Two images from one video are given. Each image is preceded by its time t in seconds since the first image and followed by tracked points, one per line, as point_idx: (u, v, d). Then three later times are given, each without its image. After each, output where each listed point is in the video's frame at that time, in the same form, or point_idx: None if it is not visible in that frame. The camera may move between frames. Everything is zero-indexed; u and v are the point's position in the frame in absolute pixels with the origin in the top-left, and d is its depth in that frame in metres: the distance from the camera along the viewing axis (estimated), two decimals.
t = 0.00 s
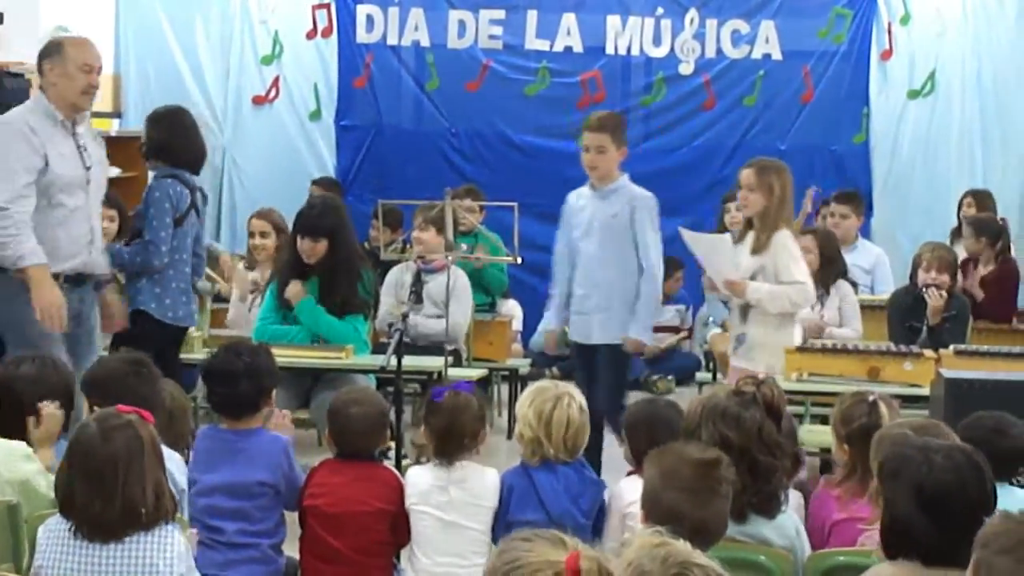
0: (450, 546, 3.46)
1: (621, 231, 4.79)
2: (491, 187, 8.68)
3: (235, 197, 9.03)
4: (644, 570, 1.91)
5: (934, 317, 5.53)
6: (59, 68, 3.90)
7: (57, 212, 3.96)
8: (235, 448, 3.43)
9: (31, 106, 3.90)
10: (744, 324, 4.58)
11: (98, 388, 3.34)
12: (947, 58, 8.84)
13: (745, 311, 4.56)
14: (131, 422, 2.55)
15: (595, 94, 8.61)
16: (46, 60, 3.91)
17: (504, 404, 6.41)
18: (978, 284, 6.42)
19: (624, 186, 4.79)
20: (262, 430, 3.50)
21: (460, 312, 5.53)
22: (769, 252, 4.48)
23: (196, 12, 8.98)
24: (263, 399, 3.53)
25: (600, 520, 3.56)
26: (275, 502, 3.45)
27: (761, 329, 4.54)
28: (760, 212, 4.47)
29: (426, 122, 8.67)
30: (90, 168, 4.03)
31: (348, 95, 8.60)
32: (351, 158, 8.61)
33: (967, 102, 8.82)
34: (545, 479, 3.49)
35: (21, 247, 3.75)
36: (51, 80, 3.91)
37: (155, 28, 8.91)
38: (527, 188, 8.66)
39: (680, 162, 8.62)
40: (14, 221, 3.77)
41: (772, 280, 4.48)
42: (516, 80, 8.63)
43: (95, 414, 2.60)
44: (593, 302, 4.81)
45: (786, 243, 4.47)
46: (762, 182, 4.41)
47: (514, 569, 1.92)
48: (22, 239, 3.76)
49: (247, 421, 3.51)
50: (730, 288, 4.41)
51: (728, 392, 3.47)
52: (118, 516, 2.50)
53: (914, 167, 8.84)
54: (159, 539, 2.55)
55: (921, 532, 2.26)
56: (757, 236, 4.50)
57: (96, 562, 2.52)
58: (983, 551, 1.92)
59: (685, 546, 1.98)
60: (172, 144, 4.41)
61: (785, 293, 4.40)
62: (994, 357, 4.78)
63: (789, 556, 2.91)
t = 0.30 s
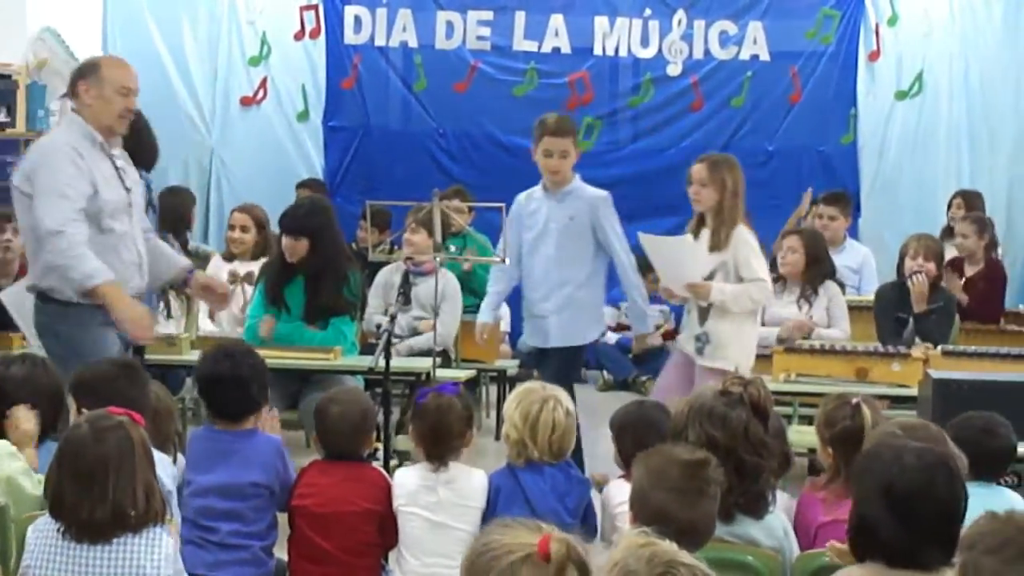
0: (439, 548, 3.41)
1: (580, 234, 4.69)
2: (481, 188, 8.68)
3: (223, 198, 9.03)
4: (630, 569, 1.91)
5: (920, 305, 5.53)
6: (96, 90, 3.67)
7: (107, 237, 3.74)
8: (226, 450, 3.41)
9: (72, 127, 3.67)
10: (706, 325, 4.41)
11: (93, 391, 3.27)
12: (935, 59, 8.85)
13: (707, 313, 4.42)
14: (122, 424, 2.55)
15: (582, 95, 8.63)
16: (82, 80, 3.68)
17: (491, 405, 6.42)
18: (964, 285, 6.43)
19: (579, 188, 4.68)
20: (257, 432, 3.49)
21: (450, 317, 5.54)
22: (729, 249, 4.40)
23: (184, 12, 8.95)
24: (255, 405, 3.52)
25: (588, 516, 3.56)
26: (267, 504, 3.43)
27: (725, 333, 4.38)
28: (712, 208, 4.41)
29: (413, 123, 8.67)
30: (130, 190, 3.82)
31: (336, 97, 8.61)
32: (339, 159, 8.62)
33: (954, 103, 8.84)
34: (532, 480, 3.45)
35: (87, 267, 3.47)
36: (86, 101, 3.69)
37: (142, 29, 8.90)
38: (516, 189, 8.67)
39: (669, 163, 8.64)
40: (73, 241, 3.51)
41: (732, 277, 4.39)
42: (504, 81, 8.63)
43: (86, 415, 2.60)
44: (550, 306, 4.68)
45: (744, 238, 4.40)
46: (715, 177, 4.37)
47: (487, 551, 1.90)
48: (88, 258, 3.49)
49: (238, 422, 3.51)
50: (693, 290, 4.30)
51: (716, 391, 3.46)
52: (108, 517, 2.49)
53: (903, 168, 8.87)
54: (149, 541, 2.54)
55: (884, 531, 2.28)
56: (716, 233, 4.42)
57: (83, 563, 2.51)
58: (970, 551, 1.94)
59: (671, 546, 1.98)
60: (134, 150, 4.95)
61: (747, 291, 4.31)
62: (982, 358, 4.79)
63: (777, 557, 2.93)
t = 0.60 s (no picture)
0: (434, 551, 3.40)
1: (552, 240, 4.77)
2: (473, 189, 8.68)
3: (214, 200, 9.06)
4: (622, 570, 1.91)
5: (912, 307, 5.53)
6: (186, 100, 3.39)
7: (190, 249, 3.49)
8: (219, 452, 3.42)
9: (149, 126, 3.37)
10: (670, 327, 4.43)
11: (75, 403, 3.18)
12: (926, 60, 8.87)
13: (671, 314, 4.44)
14: (113, 425, 2.54)
15: (574, 96, 8.63)
16: (166, 91, 3.39)
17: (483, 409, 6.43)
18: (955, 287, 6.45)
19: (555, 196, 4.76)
20: (249, 434, 3.49)
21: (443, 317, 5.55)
22: (690, 248, 4.46)
23: (175, 14, 8.99)
24: (244, 406, 3.52)
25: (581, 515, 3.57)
26: (261, 505, 3.42)
27: (688, 333, 4.41)
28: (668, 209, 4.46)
29: (405, 124, 8.67)
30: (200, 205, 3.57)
31: (328, 99, 8.63)
32: (331, 160, 8.63)
33: (946, 105, 8.86)
34: (522, 480, 3.44)
35: (223, 268, 3.22)
36: (173, 113, 3.40)
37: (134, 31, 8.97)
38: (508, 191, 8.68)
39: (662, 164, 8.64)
40: (198, 244, 3.24)
41: (691, 279, 4.44)
42: (496, 82, 8.63)
43: (78, 416, 2.59)
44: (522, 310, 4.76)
45: (702, 237, 4.47)
46: (670, 177, 4.41)
47: (471, 549, 1.90)
48: (215, 259, 3.23)
49: (232, 424, 3.51)
50: (654, 294, 4.34)
51: (707, 394, 3.45)
52: (99, 519, 2.49)
53: (894, 170, 8.91)
54: (140, 543, 2.54)
55: (868, 533, 2.28)
56: (675, 232, 4.45)
57: (73, 565, 2.51)
58: (959, 552, 1.93)
59: (662, 547, 1.98)
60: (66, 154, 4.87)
61: (705, 291, 4.38)
62: (972, 359, 4.80)
63: (768, 557, 2.93)
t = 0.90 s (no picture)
0: (429, 556, 3.39)
1: (529, 238, 4.79)
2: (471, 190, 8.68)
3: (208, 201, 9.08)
4: (621, 571, 1.91)
5: (906, 309, 5.55)
6: (248, 124, 3.42)
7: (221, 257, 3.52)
8: (218, 453, 3.40)
9: (202, 135, 3.42)
10: (633, 324, 4.55)
11: (78, 405, 3.18)
12: (923, 60, 8.86)
13: (634, 311, 4.56)
14: (111, 424, 2.53)
15: (570, 97, 8.63)
16: (230, 114, 3.41)
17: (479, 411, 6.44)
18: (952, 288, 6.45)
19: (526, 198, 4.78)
20: (245, 434, 3.47)
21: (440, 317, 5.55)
22: (656, 245, 4.58)
23: (171, 15, 9.01)
24: (241, 407, 3.49)
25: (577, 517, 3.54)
26: (258, 507, 3.42)
27: (652, 331, 4.54)
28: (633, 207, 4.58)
29: (401, 125, 8.68)
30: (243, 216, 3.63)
31: (325, 100, 8.64)
32: (327, 160, 8.64)
33: (944, 106, 8.86)
34: (518, 482, 3.41)
35: (281, 275, 3.28)
36: (235, 135, 3.43)
37: (130, 32, 9.01)
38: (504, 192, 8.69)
39: (660, 164, 8.64)
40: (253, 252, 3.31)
41: (655, 275, 4.57)
42: (491, 83, 8.64)
43: (76, 415, 2.58)
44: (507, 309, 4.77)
45: (667, 232, 4.60)
46: (633, 177, 4.53)
47: (483, 561, 1.91)
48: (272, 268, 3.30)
49: (229, 425, 3.49)
50: (619, 291, 4.45)
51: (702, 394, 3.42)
52: (94, 518, 2.47)
53: (890, 172, 8.92)
54: (134, 543, 2.52)
55: (875, 540, 2.28)
56: (639, 228, 4.57)
57: (65, 564, 2.49)
58: (953, 553, 1.91)
59: (659, 549, 1.99)
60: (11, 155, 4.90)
61: (668, 289, 4.51)
62: (967, 359, 4.81)
63: (764, 558, 2.91)
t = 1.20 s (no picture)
0: (426, 556, 3.39)
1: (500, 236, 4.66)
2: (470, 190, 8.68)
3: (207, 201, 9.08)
4: (622, 571, 1.91)
5: (905, 308, 5.55)
6: (263, 117, 3.47)
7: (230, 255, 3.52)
8: (222, 453, 3.41)
9: (211, 130, 3.41)
10: (609, 327, 4.57)
11: (84, 401, 3.17)
12: (922, 60, 8.86)
13: (610, 314, 4.57)
14: (121, 414, 2.54)
15: (569, 97, 8.63)
16: (248, 106, 3.44)
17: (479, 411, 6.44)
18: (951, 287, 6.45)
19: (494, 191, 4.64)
20: (248, 434, 3.48)
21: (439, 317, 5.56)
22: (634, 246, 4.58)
23: (170, 15, 9.01)
24: (248, 408, 3.49)
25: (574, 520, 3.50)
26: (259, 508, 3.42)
27: (628, 335, 4.56)
28: (611, 211, 4.60)
29: (400, 124, 8.67)
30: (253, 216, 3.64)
31: (324, 100, 8.64)
32: (327, 160, 8.63)
33: (943, 106, 8.86)
34: (518, 484, 3.41)
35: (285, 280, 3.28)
36: (249, 128, 3.46)
37: (130, 32, 9.02)
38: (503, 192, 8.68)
39: (659, 164, 8.64)
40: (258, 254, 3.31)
41: (631, 278, 4.58)
42: (490, 83, 8.63)
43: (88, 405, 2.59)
44: (477, 310, 4.67)
45: (644, 234, 4.60)
46: (611, 182, 4.54)
47: None
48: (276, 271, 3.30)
49: (233, 425, 3.48)
50: (588, 294, 4.46)
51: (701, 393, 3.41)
52: (101, 504, 2.47)
53: (889, 172, 8.93)
54: (141, 531, 2.52)
55: (857, 537, 2.30)
56: (617, 231, 4.58)
57: (72, 554, 2.49)
58: (951, 552, 1.91)
59: (659, 548, 1.99)
60: None
61: (641, 292, 4.51)
62: (966, 359, 4.81)
63: (763, 558, 2.91)
